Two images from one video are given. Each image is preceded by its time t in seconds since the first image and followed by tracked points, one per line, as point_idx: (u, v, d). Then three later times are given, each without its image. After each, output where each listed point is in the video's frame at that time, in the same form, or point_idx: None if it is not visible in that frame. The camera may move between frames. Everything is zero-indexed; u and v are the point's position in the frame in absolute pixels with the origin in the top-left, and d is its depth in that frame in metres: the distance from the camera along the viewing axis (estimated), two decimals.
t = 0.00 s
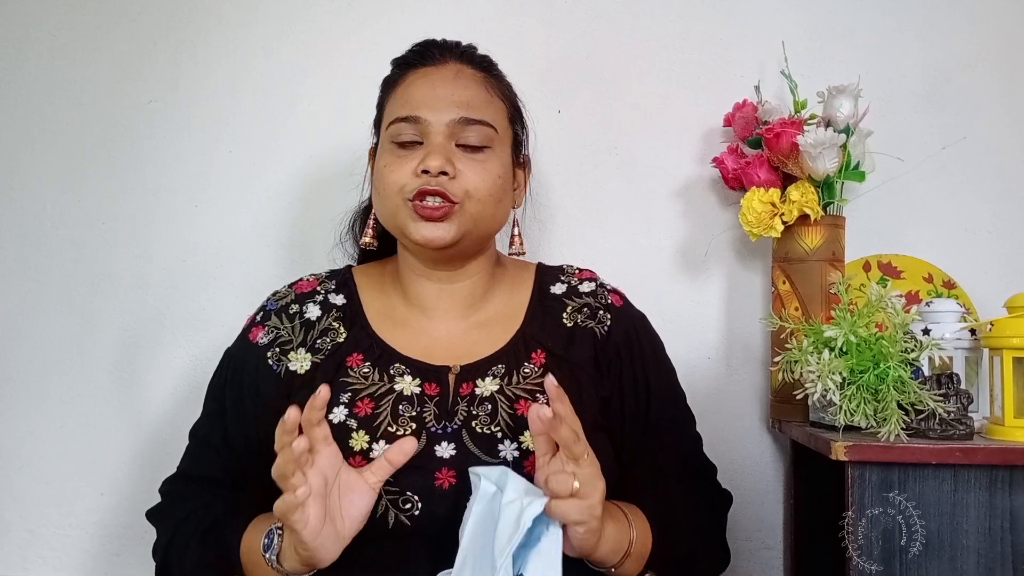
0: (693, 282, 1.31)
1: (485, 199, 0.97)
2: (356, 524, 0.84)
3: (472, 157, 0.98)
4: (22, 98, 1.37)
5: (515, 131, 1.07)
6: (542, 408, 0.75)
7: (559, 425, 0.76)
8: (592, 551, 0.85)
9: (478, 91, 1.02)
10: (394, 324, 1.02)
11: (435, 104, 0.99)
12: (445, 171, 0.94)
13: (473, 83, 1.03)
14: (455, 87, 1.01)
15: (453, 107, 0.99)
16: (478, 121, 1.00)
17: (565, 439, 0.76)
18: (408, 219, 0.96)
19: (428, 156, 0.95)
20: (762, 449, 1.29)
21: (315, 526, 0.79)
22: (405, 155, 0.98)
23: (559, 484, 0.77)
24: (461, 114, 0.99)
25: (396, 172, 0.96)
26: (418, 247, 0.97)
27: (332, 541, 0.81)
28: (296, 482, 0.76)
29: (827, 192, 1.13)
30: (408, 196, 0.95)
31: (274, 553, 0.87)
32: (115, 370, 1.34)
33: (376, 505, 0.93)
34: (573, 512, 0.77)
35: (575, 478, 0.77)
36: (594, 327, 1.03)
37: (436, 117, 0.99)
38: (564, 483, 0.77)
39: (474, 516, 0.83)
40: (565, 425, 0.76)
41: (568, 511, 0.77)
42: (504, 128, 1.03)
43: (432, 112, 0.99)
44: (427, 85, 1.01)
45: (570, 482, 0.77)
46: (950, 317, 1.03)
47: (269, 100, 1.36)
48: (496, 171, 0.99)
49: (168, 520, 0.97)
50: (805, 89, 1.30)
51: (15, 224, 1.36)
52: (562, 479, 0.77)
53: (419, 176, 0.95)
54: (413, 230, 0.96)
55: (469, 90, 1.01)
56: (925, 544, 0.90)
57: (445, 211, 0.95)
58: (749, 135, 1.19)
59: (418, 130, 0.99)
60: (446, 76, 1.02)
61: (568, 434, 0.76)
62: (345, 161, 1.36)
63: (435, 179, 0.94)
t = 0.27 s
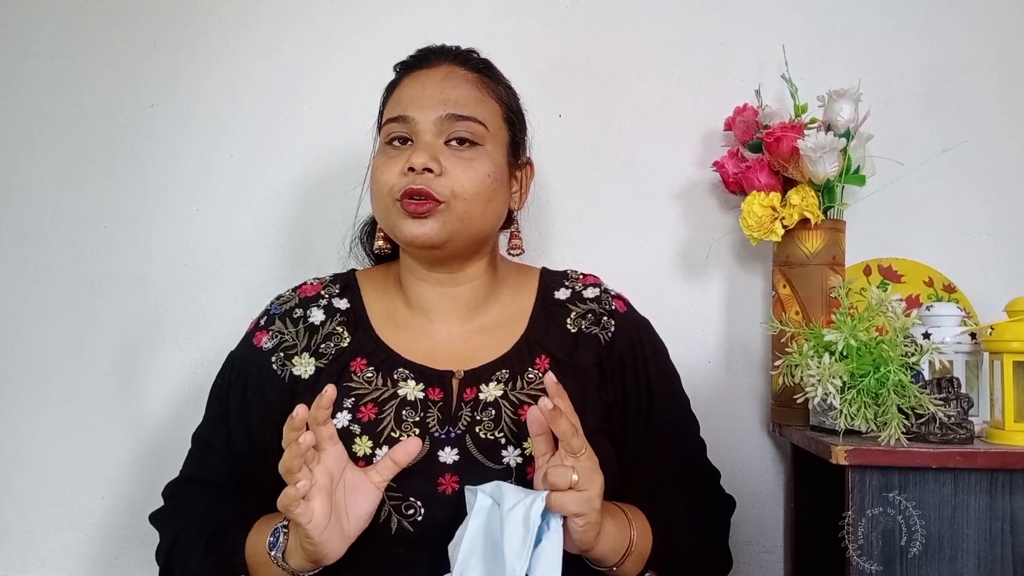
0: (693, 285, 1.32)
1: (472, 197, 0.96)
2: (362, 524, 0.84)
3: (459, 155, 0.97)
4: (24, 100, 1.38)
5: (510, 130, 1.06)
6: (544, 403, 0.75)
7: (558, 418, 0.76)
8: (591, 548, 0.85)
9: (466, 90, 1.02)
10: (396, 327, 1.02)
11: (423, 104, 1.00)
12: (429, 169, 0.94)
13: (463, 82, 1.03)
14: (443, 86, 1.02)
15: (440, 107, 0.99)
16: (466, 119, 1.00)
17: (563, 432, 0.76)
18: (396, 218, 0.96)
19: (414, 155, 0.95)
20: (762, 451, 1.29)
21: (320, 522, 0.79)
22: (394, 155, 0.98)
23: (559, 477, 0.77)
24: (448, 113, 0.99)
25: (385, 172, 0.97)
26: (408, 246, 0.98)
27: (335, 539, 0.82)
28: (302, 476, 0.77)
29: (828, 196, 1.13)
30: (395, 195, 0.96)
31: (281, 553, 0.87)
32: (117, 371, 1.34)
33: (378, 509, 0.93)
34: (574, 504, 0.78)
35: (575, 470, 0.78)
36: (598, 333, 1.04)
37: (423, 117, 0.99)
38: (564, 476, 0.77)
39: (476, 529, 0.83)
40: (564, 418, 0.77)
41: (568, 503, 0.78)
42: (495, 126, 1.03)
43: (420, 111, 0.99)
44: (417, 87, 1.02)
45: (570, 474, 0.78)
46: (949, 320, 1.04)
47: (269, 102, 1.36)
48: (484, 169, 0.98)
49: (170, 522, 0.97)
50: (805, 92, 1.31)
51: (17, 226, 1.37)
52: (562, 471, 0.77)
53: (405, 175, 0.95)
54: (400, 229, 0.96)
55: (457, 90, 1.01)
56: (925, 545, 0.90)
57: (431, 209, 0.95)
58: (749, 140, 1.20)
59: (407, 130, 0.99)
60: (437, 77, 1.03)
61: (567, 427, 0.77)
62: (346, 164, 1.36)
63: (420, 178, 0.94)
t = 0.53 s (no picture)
0: (692, 287, 1.32)
1: (475, 200, 0.96)
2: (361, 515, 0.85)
3: (463, 159, 0.98)
4: (24, 100, 1.38)
5: (512, 134, 1.07)
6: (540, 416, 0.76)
7: (552, 429, 0.78)
8: (587, 558, 0.85)
9: (469, 94, 1.02)
10: (395, 328, 1.02)
11: (426, 108, 1.00)
12: (434, 173, 0.94)
13: (466, 85, 1.03)
14: (446, 90, 1.02)
15: (444, 110, 1.00)
16: (469, 123, 1.00)
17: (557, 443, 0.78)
18: (400, 221, 0.96)
19: (418, 158, 0.95)
20: (761, 453, 1.29)
21: (319, 508, 0.79)
22: (397, 158, 0.98)
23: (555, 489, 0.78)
24: (451, 117, 0.99)
25: (388, 175, 0.97)
26: (411, 249, 0.97)
27: (336, 528, 0.82)
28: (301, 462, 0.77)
29: (827, 197, 1.13)
30: (399, 198, 0.96)
31: (279, 544, 0.88)
32: (116, 372, 1.34)
33: (377, 510, 0.93)
34: (570, 516, 0.79)
35: (570, 482, 0.79)
36: (596, 335, 1.04)
37: (427, 120, 0.99)
38: (559, 487, 0.78)
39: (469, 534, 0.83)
40: (558, 430, 0.78)
41: (565, 515, 0.79)
42: (498, 130, 1.03)
43: (423, 115, 0.99)
44: (419, 89, 1.02)
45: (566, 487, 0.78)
46: (949, 322, 1.04)
47: (269, 103, 1.36)
48: (488, 173, 0.98)
49: (168, 523, 0.97)
50: (805, 93, 1.31)
51: (17, 226, 1.37)
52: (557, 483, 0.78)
53: (409, 178, 0.95)
54: (404, 232, 0.96)
55: (460, 93, 1.02)
56: (924, 546, 0.90)
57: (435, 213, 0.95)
58: (748, 141, 1.20)
59: (410, 133, 0.99)
60: (439, 80, 1.03)
61: (561, 438, 0.78)
62: (346, 166, 1.36)
63: (425, 181, 0.94)
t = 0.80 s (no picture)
0: (692, 287, 1.32)
1: (487, 208, 0.97)
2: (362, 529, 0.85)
3: (474, 167, 0.98)
4: (24, 100, 1.38)
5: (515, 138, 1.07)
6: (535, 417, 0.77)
7: (549, 433, 0.78)
8: (584, 562, 0.85)
9: (479, 101, 1.02)
10: (394, 329, 1.02)
11: (436, 113, 0.99)
12: (447, 181, 0.94)
13: (475, 91, 1.03)
14: (456, 96, 1.01)
15: (454, 117, 0.99)
16: (480, 130, 1.00)
17: (555, 447, 0.78)
18: (411, 228, 0.96)
19: (431, 165, 0.95)
20: (762, 453, 1.29)
21: (320, 526, 0.80)
22: (406, 163, 0.98)
23: (553, 493, 0.78)
24: (462, 123, 0.99)
25: (398, 181, 0.96)
26: (420, 255, 0.98)
27: (337, 543, 0.83)
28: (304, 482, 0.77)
29: (827, 198, 1.13)
30: (410, 205, 0.96)
31: (280, 555, 0.87)
32: (116, 372, 1.34)
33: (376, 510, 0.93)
34: (567, 518, 0.79)
35: (567, 484, 0.79)
36: (594, 333, 1.03)
37: (437, 126, 0.99)
38: (557, 490, 0.78)
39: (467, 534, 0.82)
40: (556, 434, 0.78)
41: (562, 518, 0.79)
42: (506, 136, 1.04)
43: (433, 121, 0.99)
44: (428, 94, 1.01)
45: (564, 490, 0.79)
46: (949, 322, 1.04)
47: (269, 103, 1.36)
48: (498, 180, 0.99)
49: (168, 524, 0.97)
50: (805, 94, 1.31)
51: (17, 227, 1.37)
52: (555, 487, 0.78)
53: (421, 185, 0.95)
54: (415, 238, 0.96)
55: (470, 100, 1.01)
56: (925, 547, 0.90)
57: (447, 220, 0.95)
58: (749, 142, 1.20)
59: (418, 139, 0.99)
60: (448, 85, 1.02)
61: (559, 442, 0.78)
62: (346, 166, 1.36)
63: (437, 189, 0.94)
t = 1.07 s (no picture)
0: (693, 288, 1.32)
1: (497, 223, 0.98)
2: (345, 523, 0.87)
3: (486, 181, 0.98)
4: (25, 101, 1.38)
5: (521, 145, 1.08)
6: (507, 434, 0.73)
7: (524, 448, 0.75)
8: (570, 559, 0.85)
9: (492, 113, 1.01)
10: (393, 331, 1.02)
11: (449, 125, 0.98)
12: (461, 199, 0.95)
13: (487, 102, 1.02)
14: (470, 108, 1.00)
15: (468, 130, 0.98)
16: (493, 144, 1.00)
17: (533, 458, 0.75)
18: (422, 242, 0.97)
19: (445, 181, 0.95)
20: (763, 454, 1.29)
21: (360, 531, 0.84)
22: (418, 175, 0.97)
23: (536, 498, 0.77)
24: (475, 137, 0.98)
25: (410, 194, 0.96)
26: (429, 267, 0.99)
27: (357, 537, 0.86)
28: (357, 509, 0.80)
29: (828, 199, 1.13)
30: (423, 219, 0.96)
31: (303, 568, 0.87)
32: (116, 373, 1.34)
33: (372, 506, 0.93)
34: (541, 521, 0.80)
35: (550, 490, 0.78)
36: (589, 332, 1.04)
37: (450, 139, 0.98)
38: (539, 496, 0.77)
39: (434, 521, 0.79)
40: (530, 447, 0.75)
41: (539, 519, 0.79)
42: (515, 148, 1.04)
43: (447, 133, 0.98)
44: (440, 104, 1.00)
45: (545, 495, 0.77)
46: (950, 323, 1.04)
47: (270, 103, 1.36)
48: (508, 194, 1.00)
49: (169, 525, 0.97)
50: (806, 95, 1.31)
51: (17, 228, 1.37)
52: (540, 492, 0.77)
53: (435, 201, 0.95)
54: (426, 252, 0.97)
55: (484, 112, 1.00)
56: (925, 547, 0.90)
57: (459, 236, 0.96)
58: (750, 143, 1.20)
59: (430, 150, 0.98)
60: (461, 95, 1.01)
61: (536, 453, 0.76)
62: (346, 167, 1.36)
63: (451, 206, 0.95)
